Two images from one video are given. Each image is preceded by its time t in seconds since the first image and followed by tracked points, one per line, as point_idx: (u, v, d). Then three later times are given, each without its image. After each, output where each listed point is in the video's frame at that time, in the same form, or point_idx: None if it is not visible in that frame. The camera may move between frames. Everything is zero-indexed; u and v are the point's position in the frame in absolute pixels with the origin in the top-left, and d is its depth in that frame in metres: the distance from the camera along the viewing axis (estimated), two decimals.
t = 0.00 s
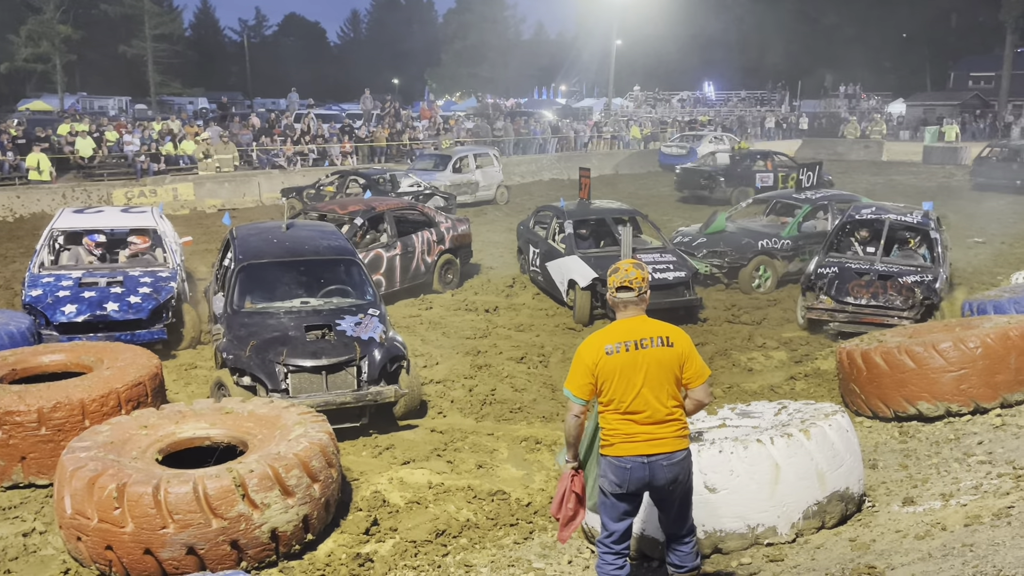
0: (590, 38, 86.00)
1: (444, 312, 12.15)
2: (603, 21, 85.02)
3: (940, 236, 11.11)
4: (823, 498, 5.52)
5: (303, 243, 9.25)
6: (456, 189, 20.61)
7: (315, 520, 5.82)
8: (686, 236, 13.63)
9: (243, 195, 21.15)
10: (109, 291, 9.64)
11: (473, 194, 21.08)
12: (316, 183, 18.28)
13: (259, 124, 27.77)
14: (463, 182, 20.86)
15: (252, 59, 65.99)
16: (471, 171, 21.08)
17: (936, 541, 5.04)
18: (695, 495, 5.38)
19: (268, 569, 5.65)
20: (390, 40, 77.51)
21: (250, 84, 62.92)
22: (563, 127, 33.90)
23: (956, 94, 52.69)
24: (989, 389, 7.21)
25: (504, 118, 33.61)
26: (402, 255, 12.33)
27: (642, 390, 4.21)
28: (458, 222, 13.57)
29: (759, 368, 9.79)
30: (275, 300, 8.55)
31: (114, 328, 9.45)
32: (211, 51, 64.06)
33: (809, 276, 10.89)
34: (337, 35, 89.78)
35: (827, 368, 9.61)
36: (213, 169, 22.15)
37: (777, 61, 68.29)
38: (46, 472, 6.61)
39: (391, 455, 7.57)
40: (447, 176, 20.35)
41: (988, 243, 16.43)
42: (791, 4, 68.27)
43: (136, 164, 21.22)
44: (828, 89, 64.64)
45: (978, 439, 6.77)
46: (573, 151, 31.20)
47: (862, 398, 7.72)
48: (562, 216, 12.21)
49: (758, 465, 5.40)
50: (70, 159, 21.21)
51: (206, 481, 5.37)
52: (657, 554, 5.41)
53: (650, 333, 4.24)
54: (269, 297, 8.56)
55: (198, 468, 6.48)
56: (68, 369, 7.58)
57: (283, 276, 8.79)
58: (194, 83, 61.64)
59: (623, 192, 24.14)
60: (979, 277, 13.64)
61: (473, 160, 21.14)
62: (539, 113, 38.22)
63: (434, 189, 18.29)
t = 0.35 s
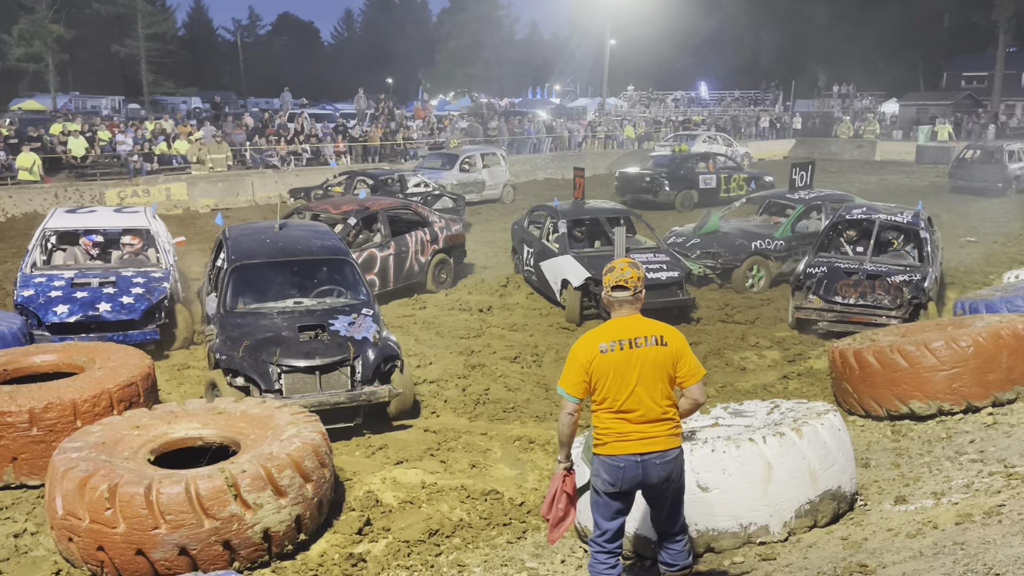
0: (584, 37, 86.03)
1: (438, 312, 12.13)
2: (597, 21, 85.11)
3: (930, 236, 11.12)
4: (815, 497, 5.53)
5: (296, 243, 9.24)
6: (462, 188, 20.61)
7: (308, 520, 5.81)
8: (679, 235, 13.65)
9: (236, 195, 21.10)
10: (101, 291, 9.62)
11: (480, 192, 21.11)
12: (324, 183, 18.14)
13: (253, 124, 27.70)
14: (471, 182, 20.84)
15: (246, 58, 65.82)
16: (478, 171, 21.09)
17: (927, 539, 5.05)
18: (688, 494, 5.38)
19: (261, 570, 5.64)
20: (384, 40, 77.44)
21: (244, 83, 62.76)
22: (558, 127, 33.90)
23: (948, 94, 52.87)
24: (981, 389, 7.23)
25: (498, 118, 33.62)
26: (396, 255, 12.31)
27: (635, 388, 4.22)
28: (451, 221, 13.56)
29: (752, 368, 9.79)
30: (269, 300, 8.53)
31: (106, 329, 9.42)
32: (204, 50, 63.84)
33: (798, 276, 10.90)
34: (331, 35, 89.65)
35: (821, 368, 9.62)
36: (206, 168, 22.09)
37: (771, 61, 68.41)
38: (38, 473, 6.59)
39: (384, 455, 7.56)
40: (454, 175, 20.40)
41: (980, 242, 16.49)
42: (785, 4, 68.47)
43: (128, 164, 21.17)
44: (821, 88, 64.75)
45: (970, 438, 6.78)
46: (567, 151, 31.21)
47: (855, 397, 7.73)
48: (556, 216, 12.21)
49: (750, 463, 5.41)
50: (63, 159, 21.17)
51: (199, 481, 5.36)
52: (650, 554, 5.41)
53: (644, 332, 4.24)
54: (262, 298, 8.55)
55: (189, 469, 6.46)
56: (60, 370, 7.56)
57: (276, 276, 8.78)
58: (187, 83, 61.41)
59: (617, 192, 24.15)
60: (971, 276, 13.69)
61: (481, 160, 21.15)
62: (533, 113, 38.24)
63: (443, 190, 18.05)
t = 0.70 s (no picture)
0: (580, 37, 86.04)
1: (434, 312, 12.12)
2: (593, 21, 85.17)
3: (926, 235, 11.14)
4: (811, 496, 5.54)
5: (297, 244, 9.23)
6: (473, 185, 20.68)
7: (304, 521, 5.81)
8: (677, 234, 13.70)
9: (232, 195, 21.06)
10: (97, 292, 9.60)
11: (490, 190, 21.18)
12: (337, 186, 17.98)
13: (249, 124, 27.65)
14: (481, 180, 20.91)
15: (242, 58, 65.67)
16: (488, 169, 21.16)
17: (923, 539, 5.06)
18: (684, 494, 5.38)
19: (258, 570, 5.64)
20: (381, 41, 77.36)
21: (240, 84, 62.62)
22: (554, 126, 33.91)
23: (944, 93, 52.96)
24: (977, 388, 7.24)
25: (494, 118, 33.61)
26: (393, 255, 12.31)
27: (631, 389, 4.21)
28: (447, 222, 13.56)
29: (748, 367, 9.79)
30: (270, 301, 8.52)
31: (102, 330, 9.41)
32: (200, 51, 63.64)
33: (795, 275, 10.92)
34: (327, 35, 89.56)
35: (816, 368, 9.63)
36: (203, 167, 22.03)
37: (767, 61, 68.47)
38: (33, 474, 6.58)
39: (381, 455, 7.57)
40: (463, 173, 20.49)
41: (975, 241, 16.54)
42: (780, 4, 68.57)
43: (124, 164, 21.15)
44: (817, 88, 64.81)
45: (966, 437, 6.80)
46: (564, 151, 31.21)
47: (851, 397, 7.74)
48: (552, 216, 12.20)
49: (745, 463, 5.41)
50: (58, 159, 21.14)
51: (195, 482, 5.35)
52: (647, 553, 5.42)
53: (640, 332, 4.24)
54: (264, 299, 8.53)
55: (186, 469, 6.45)
56: (55, 370, 7.54)
57: (276, 276, 8.77)
58: (182, 83, 61.21)
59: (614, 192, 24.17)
60: (967, 275, 13.72)
61: (491, 159, 21.19)
62: (530, 113, 38.24)
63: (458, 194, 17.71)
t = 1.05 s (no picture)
0: (579, 37, 86.14)
1: (433, 312, 12.12)
2: (591, 21, 85.27)
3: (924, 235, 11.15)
4: (811, 496, 5.54)
5: (300, 246, 9.23)
6: (485, 182, 20.89)
7: (304, 521, 5.81)
8: (676, 234, 13.71)
9: (231, 196, 21.06)
10: (96, 292, 9.59)
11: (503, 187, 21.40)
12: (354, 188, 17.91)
13: (248, 124, 27.64)
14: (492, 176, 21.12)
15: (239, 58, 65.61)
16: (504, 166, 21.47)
17: (922, 538, 5.07)
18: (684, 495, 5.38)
19: (258, 570, 5.64)
20: (379, 41, 77.37)
21: (238, 84, 62.55)
22: (552, 127, 33.94)
23: (942, 93, 53.09)
24: (976, 388, 7.25)
25: (493, 118, 33.61)
26: (394, 255, 12.30)
27: (650, 387, 4.22)
28: (446, 222, 13.57)
29: (748, 368, 9.80)
30: (274, 304, 8.51)
31: (102, 331, 9.40)
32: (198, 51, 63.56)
33: (793, 276, 10.91)
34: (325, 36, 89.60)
35: (815, 368, 9.63)
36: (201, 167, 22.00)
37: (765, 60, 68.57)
38: (33, 475, 6.57)
39: (381, 455, 7.57)
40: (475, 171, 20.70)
41: (974, 241, 16.59)
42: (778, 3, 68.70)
43: (123, 165, 21.15)
44: (815, 88, 64.92)
45: (965, 437, 6.81)
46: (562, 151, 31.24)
47: (850, 396, 7.75)
48: (550, 217, 12.20)
49: (745, 464, 5.41)
50: (57, 160, 21.14)
51: (195, 483, 5.35)
52: (647, 553, 5.42)
53: (662, 333, 4.26)
54: (267, 301, 8.53)
55: (186, 470, 6.45)
56: (54, 371, 7.53)
57: (280, 279, 8.76)
58: (181, 83, 61.12)
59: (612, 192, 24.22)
60: (965, 275, 13.75)
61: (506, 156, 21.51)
62: (528, 113, 38.28)
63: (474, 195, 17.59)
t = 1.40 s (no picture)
0: (579, 37, 86.19)
1: (433, 313, 12.13)
2: (590, 22, 85.31)
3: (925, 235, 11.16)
4: (812, 496, 5.54)
5: (300, 248, 9.22)
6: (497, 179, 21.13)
7: (305, 522, 5.81)
8: (677, 233, 13.71)
9: (231, 197, 21.06)
10: (98, 293, 9.59)
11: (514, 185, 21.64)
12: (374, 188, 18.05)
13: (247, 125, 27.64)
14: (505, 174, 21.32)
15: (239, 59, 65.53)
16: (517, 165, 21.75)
17: (924, 538, 5.06)
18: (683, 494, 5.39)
19: (258, 571, 5.64)
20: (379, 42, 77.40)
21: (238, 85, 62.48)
22: (552, 127, 33.97)
23: (942, 93, 53.13)
24: (977, 388, 7.24)
25: (493, 119, 33.58)
26: (398, 255, 12.30)
27: (688, 379, 4.23)
28: (448, 221, 13.60)
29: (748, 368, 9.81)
30: (271, 305, 8.53)
31: (103, 332, 9.40)
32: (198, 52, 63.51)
33: (794, 276, 10.92)
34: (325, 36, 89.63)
35: (815, 368, 9.63)
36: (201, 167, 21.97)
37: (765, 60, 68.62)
38: (33, 476, 6.57)
39: (381, 456, 7.58)
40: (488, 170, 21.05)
41: (974, 241, 16.61)
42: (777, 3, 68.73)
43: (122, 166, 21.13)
44: (815, 88, 64.96)
45: (966, 436, 6.80)
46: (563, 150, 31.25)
47: (851, 397, 7.76)
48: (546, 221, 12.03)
49: (746, 463, 5.41)
50: (56, 161, 21.16)
51: (196, 484, 5.35)
52: (646, 553, 5.43)
53: (705, 327, 4.28)
54: (264, 302, 8.54)
55: (187, 471, 6.45)
56: (55, 372, 7.53)
57: (278, 280, 8.77)
58: (181, 84, 61.09)
59: (613, 192, 24.26)
60: (966, 275, 13.76)
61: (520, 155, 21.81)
62: (528, 113, 38.31)
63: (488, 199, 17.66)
